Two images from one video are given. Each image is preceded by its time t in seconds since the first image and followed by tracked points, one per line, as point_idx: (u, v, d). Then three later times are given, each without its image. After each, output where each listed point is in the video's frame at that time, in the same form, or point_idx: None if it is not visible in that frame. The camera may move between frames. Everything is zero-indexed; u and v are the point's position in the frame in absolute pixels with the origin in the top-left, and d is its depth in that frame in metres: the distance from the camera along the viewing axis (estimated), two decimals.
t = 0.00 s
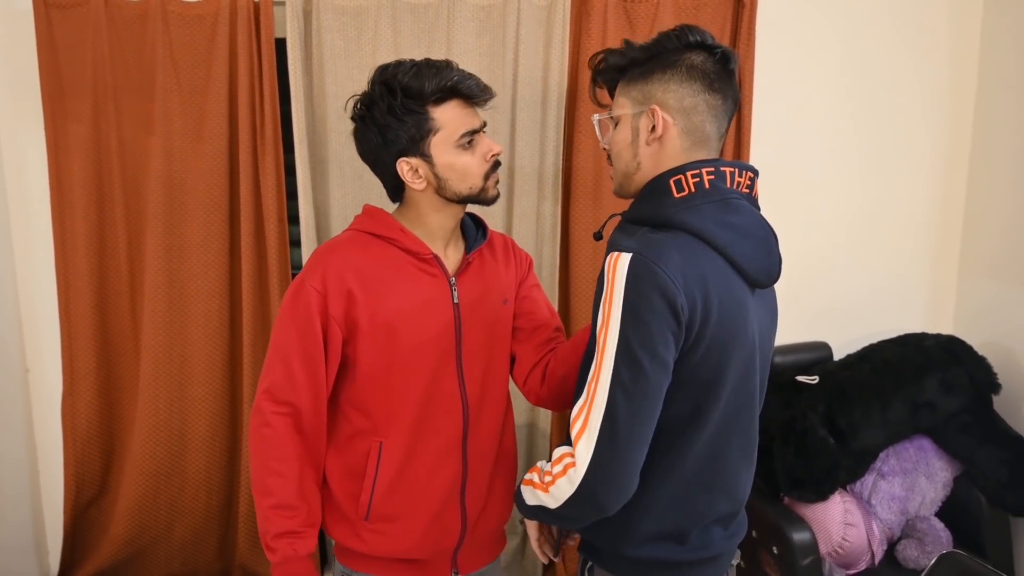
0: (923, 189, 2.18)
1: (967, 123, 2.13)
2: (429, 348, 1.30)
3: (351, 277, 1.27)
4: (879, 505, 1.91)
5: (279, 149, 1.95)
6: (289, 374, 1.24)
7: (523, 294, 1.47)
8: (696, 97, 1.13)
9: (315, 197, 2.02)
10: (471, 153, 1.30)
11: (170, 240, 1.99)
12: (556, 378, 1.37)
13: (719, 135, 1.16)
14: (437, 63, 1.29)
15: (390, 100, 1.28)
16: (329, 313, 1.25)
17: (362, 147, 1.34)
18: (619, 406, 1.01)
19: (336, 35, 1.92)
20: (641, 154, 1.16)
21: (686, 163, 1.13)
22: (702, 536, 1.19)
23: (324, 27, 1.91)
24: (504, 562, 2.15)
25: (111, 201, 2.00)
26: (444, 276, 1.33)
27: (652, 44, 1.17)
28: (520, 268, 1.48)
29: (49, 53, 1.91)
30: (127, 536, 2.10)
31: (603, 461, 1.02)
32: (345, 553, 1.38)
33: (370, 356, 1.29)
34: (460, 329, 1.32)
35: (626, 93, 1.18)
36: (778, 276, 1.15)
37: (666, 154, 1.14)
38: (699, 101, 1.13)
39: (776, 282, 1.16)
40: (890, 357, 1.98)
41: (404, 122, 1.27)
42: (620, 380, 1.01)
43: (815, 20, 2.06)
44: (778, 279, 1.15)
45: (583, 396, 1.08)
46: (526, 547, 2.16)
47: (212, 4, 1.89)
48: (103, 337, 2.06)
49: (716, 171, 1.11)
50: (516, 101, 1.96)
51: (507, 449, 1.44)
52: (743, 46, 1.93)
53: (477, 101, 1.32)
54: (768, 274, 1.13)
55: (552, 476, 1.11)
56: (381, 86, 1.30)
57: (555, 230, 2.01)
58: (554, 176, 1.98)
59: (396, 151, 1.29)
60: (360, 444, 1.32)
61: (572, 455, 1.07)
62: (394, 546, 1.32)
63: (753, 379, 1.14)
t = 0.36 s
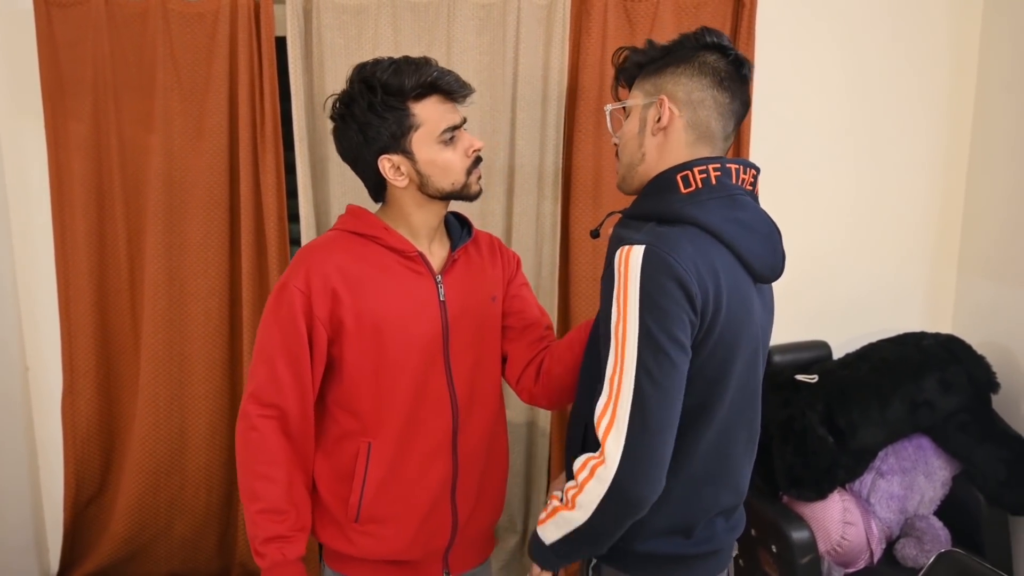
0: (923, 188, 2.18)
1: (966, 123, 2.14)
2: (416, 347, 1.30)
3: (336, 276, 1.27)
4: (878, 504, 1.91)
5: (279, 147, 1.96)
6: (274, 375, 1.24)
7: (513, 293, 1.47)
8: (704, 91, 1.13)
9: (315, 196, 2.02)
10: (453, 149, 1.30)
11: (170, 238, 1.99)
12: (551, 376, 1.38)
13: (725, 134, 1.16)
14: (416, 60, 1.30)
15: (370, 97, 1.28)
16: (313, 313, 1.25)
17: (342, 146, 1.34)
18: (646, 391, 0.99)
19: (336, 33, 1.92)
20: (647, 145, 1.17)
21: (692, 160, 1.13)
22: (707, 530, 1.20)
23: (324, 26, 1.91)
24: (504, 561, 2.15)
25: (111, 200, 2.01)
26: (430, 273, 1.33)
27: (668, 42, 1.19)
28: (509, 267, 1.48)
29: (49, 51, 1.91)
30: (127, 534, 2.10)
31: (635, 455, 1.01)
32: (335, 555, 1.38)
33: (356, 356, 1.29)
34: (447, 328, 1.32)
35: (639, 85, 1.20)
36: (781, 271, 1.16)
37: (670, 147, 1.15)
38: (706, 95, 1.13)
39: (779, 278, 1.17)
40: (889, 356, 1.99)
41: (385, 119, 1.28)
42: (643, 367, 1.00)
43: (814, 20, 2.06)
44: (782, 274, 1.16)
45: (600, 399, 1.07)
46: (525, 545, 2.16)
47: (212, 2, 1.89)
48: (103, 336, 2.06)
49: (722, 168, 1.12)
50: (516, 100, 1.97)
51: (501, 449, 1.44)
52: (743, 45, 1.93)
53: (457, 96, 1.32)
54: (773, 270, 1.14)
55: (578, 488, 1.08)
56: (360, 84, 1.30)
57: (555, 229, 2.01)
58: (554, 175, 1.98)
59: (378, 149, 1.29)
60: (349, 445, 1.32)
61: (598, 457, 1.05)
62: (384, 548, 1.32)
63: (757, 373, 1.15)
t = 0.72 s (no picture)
0: (925, 188, 2.17)
1: (968, 122, 2.13)
2: (383, 353, 1.28)
3: (294, 284, 1.24)
4: (881, 504, 1.90)
5: (281, 147, 1.95)
6: (236, 393, 1.23)
7: (482, 291, 1.48)
8: (712, 96, 1.14)
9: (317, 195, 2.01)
10: (399, 155, 1.28)
11: (171, 238, 1.99)
12: (541, 372, 1.40)
13: (727, 135, 1.18)
14: (361, 56, 1.25)
15: (312, 96, 1.25)
16: (273, 324, 1.23)
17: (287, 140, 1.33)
18: (672, 379, 1.00)
19: (338, 32, 1.91)
20: (651, 146, 1.17)
21: (694, 159, 1.14)
22: (711, 524, 1.19)
23: (326, 25, 1.91)
24: (505, 562, 2.14)
25: (113, 200, 2.00)
26: (392, 273, 1.31)
27: (670, 38, 1.17)
28: (474, 262, 1.49)
29: (50, 50, 1.90)
30: (127, 535, 2.09)
31: (671, 444, 1.01)
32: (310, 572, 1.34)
33: (321, 365, 1.26)
34: (414, 330, 1.31)
35: (640, 84, 1.18)
36: (779, 267, 1.18)
37: (675, 149, 1.16)
38: (714, 100, 1.14)
39: (777, 275, 1.19)
40: (892, 356, 1.98)
41: (326, 120, 1.25)
42: (666, 358, 1.00)
43: (817, 19, 2.06)
44: (780, 271, 1.18)
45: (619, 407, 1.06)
46: (527, 546, 2.15)
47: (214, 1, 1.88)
48: (105, 336, 2.06)
49: (723, 166, 1.12)
50: (518, 99, 1.96)
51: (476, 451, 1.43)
52: (746, 44, 1.92)
53: (407, 97, 1.28)
54: (771, 266, 1.16)
55: (621, 507, 1.03)
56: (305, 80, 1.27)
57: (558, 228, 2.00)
58: (557, 173, 1.98)
59: (320, 149, 1.28)
60: (319, 458, 1.29)
61: (632, 460, 1.03)
62: (365, 561, 1.29)
63: (758, 368, 1.17)
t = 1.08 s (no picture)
0: (929, 190, 2.17)
1: (972, 123, 2.13)
2: (344, 359, 1.26)
3: (243, 293, 1.21)
4: (887, 507, 1.89)
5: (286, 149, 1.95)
6: (186, 410, 1.19)
7: (456, 290, 1.48)
8: (712, 105, 1.21)
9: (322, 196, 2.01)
10: (275, 181, 1.21)
11: (174, 240, 1.98)
12: (522, 370, 1.42)
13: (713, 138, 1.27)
14: (332, 56, 1.24)
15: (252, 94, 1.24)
16: (221, 335, 1.20)
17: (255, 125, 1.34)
18: (701, 376, 1.05)
19: (341, 34, 1.91)
20: (654, 154, 1.21)
21: (692, 161, 1.20)
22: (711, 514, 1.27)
23: (330, 26, 1.90)
24: (509, 564, 2.13)
25: (116, 202, 2.00)
26: (348, 275, 1.28)
27: (665, 42, 1.20)
28: (444, 258, 1.48)
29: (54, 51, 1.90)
30: (130, 537, 2.09)
31: (703, 439, 1.06)
32: None
33: (275, 373, 1.24)
34: (374, 334, 1.29)
35: (639, 91, 1.20)
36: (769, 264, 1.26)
37: (676, 157, 1.21)
38: (713, 108, 1.21)
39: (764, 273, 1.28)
40: (897, 358, 1.98)
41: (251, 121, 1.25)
42: (693, 355, 1.05)
43: (822, 21, 2.05)
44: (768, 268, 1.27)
45: (643, 406, 1.09)
46: (530, 548, 2.15)
47: (217, 2, 1.87)
48: (108, 338, 2.06)
49: (718, 168, 1.20)
50: (522, 100, 1.95)
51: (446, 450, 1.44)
52: (750, 46, 1.92)
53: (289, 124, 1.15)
54: (763, 263, 1.25)
55: (653, 502, 1.07)
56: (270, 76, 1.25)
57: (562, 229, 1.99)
58: (561, 174, 1.97)
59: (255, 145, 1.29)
60: (284, 469, 1.27)
61: (664, 458, 1.06)
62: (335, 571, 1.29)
63: (747, 361, 1.26)
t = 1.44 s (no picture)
0: (943, 192, 2.15)
1: (986, 124, 2.12)
2: (372, 359, 1.26)
3: (275, 295, 1.21)
4: (901, 511, 1.88)
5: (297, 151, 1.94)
6: (214, 413, 1.19)
7: (460, 290, 1.48)
8: (710, 112, 1.22)
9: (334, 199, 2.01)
10: (373, 170, 1.24)
11: (186, 242, 1.99)
12: (523, 371, 1.41)
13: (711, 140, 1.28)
14: (334, 65, 1.20)
15: (283, 110, 1.20)
16: (253, 337, 1.19)
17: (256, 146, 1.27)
18: (715, 384, 1.04)
19: (352, 36, 1.91)
20: (654, 166, 1.20)
21: (692, 165, 1.20)
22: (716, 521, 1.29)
23: (341, 28, 1.90)
24: (520, 566, 2.13)
25: (128, 203, 2.00)
26: (373, 276, 1.29)
27: (662, 50, 1.18)
28: (447, 260, 1.48)
29: (66, 52, 1.90)
30: (142, 537, 2.10)
31: (716, 445, 1.05)
32: None
33: (306, 374, 1.24)
34: (400, 334, 1.29)
35: (640, 103, 1.18)
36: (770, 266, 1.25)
37: (676, 167, 1.22)
38: (711, 115, 1.22)
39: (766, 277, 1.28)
40: (911, 361, 1.97)
41: (295, 136, 1.20)
42: (705, 363, 1.04)
43: (836, 20, 2.03)
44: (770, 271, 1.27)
45: (656, 413, 1.08)
46: (541, 550, 2.14)
47: (228, 4, 1.87)
48: (120, 339, 2.06)
49: (719, 172, 1.19)
50: (533, 102, 1.95)
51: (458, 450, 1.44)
52: (763, 47, 1.91)
53: (384, 111, 1.24)
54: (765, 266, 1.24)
55: (671, 508, 1.07)
56: (273, 92, 1.21)
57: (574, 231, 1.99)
58: (573, 177, 1.96)
59: (290, 163, 1.24)
60: (306, 470, 1.27)
61: (679, 464, 1.06)
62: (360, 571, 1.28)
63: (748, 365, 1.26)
